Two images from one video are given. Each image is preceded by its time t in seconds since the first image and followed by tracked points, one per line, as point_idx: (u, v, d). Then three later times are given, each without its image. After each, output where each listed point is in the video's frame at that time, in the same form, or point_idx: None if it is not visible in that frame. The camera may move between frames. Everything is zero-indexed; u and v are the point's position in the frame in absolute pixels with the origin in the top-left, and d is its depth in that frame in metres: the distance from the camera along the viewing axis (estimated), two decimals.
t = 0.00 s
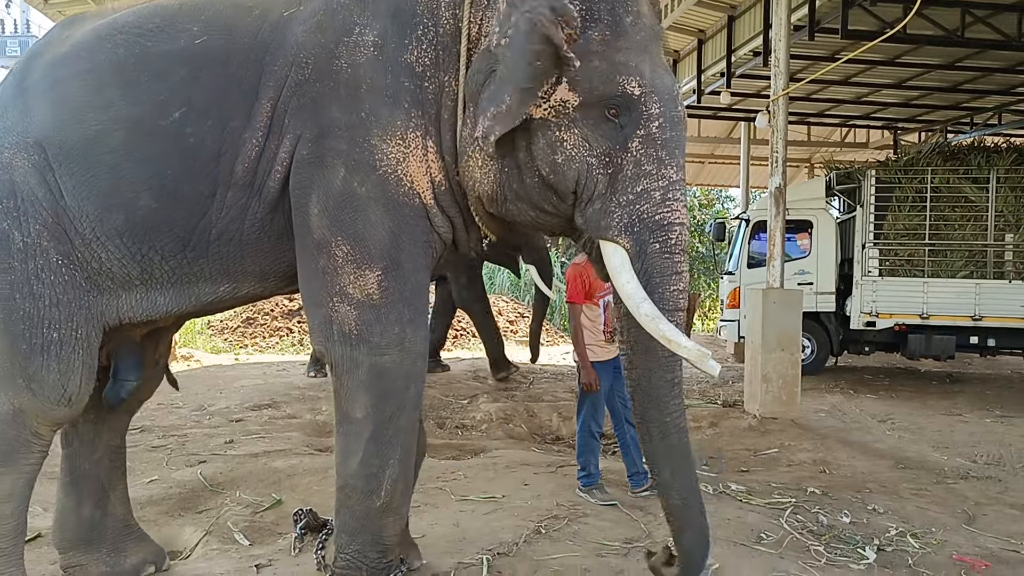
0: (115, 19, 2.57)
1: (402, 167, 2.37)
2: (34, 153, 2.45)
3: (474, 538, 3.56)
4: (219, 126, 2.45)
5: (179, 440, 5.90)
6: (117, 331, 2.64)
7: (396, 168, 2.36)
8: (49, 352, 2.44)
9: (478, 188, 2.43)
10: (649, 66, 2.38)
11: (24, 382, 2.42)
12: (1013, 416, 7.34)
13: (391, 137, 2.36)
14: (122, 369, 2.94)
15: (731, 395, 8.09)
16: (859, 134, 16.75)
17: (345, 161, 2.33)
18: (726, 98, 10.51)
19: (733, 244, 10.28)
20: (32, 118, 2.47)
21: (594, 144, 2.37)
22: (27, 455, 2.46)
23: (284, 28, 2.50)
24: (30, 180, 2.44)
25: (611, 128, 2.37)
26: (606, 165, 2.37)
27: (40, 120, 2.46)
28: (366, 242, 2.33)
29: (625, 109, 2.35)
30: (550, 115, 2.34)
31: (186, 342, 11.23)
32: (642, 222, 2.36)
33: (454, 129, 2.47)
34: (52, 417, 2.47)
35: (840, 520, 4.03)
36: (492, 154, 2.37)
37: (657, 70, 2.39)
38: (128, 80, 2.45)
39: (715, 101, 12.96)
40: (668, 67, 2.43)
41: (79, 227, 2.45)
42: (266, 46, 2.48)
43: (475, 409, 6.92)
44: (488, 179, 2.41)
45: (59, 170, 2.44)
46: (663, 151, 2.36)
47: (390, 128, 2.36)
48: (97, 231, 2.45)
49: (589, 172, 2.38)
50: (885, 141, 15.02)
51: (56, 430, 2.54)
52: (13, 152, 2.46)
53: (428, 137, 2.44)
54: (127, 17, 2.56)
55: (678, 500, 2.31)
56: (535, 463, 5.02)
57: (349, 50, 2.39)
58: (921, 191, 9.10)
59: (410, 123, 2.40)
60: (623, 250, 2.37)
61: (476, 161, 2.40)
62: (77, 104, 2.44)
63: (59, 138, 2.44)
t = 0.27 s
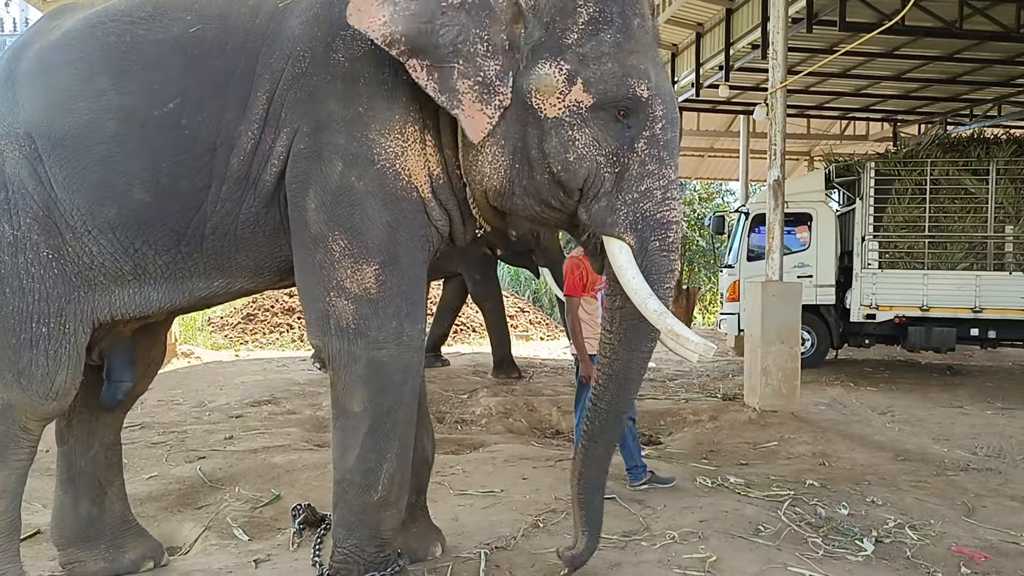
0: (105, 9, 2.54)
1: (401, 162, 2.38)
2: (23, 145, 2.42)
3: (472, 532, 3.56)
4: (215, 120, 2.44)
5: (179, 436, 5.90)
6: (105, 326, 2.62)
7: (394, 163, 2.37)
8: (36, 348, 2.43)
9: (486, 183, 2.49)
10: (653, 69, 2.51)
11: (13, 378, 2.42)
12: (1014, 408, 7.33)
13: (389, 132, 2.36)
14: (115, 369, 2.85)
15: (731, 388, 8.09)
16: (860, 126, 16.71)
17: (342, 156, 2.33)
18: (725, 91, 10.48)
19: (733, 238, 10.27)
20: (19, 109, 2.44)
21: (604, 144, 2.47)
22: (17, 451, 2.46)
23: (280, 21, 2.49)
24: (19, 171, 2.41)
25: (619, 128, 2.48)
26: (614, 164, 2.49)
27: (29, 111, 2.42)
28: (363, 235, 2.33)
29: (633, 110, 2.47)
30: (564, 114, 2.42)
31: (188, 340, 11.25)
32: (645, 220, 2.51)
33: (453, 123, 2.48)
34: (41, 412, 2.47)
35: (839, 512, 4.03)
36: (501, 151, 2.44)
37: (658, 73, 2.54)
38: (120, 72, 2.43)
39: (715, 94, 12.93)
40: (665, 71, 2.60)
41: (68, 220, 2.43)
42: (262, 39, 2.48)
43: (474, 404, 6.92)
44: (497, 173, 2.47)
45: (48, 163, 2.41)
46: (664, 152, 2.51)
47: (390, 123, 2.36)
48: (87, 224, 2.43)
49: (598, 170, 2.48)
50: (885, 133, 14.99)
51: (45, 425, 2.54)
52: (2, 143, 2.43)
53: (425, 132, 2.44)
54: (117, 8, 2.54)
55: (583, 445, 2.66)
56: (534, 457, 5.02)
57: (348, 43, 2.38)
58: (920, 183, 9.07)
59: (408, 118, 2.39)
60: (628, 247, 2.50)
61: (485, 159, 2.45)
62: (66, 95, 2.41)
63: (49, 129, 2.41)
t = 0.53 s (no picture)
0: (113, 4, 2.54)
1: (414, 161, 2.40)
2: (29, 139, 2.41)
3: (478, 530, 3.58)
4: (228, 118, 2.46)
5: (188, 433, 5.94)
6: (108, 323, 2.62)
7: (408, 161, 2.40)
8: (39, 343, 2.43)
9: (507, 185, 2.60)
10: (665, 87, 2.72)
11: (17, 372, 2.42)
12: None
13: (403, 131, 2.38)
14: (120, 362, 2.95)
15: (739, 389, 8.07)
16: (870, 127, 16.66)
17: (357, 154, 2.37)
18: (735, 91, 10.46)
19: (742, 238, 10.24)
20: (24, 103, 2.42)
21: (620, 156, 2.64)
22: (20, 445, 2.45)
23: (293, 20, 2.52)
24: (25, 166, 2.40)
25: (634, 141, 2.66)
26: (627, 175, 2.66)
27: (34, 106, 2.41)
28: (375, 233, 2.36)
29: (650, 126, 2.66)
30: (589, 124, 2.57)
31: (200, 339, 11.31)
32: (648, 230, 2.72)
33: (468, 124, 2.51)
34: (43, 406, 2.47)
35: (845, 512, 4.03)
36: (527, 155, 2.57)
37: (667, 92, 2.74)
38: (130, 67, 2.42)
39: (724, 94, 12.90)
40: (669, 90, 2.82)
41: (75, 215, 2.43)
42: (275, 37, 2.50)
43: (482, 403, 6.93)
44: (520, 176, 2.59)
45: (55, 158, 2.40)
46: (668, 167, 2.72)
47: (402, 123, 2.38)
48: (96, 220, 2.43)
49: (612, 179, 2.64)
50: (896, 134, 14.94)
51: (48, 419, 2.53)
52: (8, 137, 2.41)
53: (439, 131, 2.44)
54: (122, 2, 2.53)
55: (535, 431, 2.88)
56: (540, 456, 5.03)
57: (361, 43, 2.42)
58: (931, 184, 9.03)
59: (422, 117, 2.41)
60: (631, 255, 2.72)
61: (510, 164, 2.57)
62: (74, 90, 2.40)
63: (56, 124, 2.40)
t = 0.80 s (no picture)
0: (120, 3, 2.54)
1: (421, 161, 2.43)
2: (34, 139, 2.41)
3: (478, 530, 3.59)
4: (235, 118, 2.47)
5: (189, 433, 5.96)
6: (110, 322, 2.62)
7: (415, 162, 2.42)
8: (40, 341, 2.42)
9: (518, 187, 2.66)
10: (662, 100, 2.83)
11: (15, 371, 2.41)
12: None
13: (411, 132, 2.41)
14: (115, 366, 2.90)
15: (739, 389, 8.08)
16: (871, 128, 16.67)
17: (364, 155, 2.39)
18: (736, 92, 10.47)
19: (743, 238, 10.25)
20: (29, 103, 2.42)
21: (622, 164, 2.72)
22: (19, 443, 2.45)
23: (303, 22, 2.53)
24: (30, 166, 2.40)
25: (634, 150, 2.75)
26: (626, 183, 2.74)
27: (40, 105, 2.41)
28: (380, 233, 2.38)
29: (649, 137, 2.75)
30: (599, 133, 2.66)
31: (201, 339, 11.32)
32: (643, 236, 2.81)
33: (478, 131, 2.60)
34: (42, 404, 2.46)
35: (843, 512, 4.04)
36: (540, 160, 2.64)
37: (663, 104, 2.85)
38: (138, 68, 2.43)
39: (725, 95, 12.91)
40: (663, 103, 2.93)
41: (80, 214, 2.43)
42: (284, 38, 2.51)
43: (483, 403, 6.95)
44: (531, 180, 2.66)
45: (61, 159, 2.41)
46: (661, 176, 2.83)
47: (411, 124, 2.41)
48: (101, 219, 2.43)
49: (614, 186, 2.72)
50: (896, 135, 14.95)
51: (46, 417, 2.53)
52: (11, 138, 2.40)
53: (446, 134, 2.49)
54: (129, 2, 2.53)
55: (531, 432, 2.89)
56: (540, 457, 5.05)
57: (371, 45, 2.43)
58: (931, 185, 9.03)
59: (430, 119, 2.44)
60: (628, 259, 2.78)
61: (523, 167, 2.64)
62: (81, 90, 2.41)
63: (63, 124, 2.40)
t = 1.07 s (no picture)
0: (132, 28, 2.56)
1: (429, 182, 2.51)
2: (46, 160, 2.41)
3: (477, 546, 3.62)
4: (248, 141, 2.52)
5: (190, 449, 5.99)
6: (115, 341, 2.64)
7: (423, 183, 2.50)
8: (47, 360, 2.43)
9: (530, 204, 2.80)
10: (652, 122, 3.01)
11: (22, 389, 2.41)
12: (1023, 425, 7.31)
13: (420, 154, 2.49)
14: (121, 382, 2.96)
15: (738, 404, 8.11)
16: (869, 143, 16.77)
17: (373, 176, 2.45)
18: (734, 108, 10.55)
19: (742, 254, 10.30)
20: (41, 124, 2.42)
21: (623, 182, 2.87)
22: (24, 461, 2.44)
23: (315, 47, 2.58)
24: (42, 186, 2.40)
25: (633, 169, 2.91)
26: (627, 201, 2.89)
27: (52, 127, 2.42)
28: (387, 251, 2.44)
29: (646, 157, 2.92)
30: (606, 153, 2.81)
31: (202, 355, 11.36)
32: (642, 249, 2.97)
33: (487, 152, 2.72)
34: (46, 422, 2.47)
35: (840, 527, 4.07)
36: (553, 180, 2.78)
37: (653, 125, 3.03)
38: (152, 91, 2.46)
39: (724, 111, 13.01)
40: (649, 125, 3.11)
41: (91, 234, 2.45)
42: (296, 63, 2.56)
43: (483, 419, 6.98)
44: (544, 198, 2.80)
45: (72, 181, 2.42)
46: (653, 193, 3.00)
47: (420, 146, 2.49)
48: (114, 239, 2.46)
49: (616, 204, 2.87)
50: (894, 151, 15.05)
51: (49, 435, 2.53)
52: (23, 159, 2.39)
53: (453, 156, 2.59)
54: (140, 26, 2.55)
55: (555, 444, 2.93)
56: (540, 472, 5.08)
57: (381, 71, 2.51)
58: (928, 201, 9.08)
59: (438, 142, 2.53)
60: (629, 270, 2.94)
61: (535, 187, 2.77)
62: (95, 112, 2.43)
63: (76, 146, 2.41)
